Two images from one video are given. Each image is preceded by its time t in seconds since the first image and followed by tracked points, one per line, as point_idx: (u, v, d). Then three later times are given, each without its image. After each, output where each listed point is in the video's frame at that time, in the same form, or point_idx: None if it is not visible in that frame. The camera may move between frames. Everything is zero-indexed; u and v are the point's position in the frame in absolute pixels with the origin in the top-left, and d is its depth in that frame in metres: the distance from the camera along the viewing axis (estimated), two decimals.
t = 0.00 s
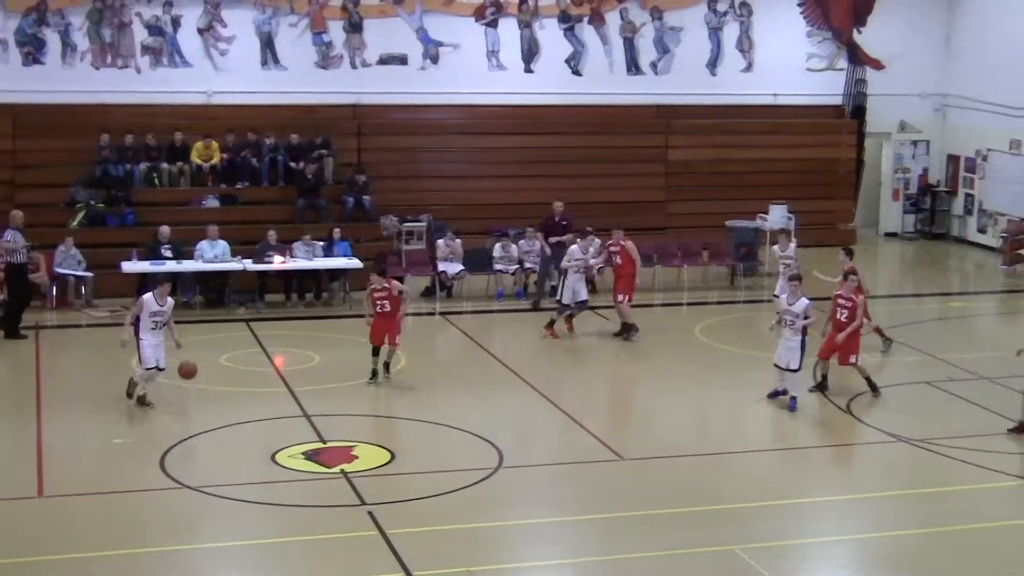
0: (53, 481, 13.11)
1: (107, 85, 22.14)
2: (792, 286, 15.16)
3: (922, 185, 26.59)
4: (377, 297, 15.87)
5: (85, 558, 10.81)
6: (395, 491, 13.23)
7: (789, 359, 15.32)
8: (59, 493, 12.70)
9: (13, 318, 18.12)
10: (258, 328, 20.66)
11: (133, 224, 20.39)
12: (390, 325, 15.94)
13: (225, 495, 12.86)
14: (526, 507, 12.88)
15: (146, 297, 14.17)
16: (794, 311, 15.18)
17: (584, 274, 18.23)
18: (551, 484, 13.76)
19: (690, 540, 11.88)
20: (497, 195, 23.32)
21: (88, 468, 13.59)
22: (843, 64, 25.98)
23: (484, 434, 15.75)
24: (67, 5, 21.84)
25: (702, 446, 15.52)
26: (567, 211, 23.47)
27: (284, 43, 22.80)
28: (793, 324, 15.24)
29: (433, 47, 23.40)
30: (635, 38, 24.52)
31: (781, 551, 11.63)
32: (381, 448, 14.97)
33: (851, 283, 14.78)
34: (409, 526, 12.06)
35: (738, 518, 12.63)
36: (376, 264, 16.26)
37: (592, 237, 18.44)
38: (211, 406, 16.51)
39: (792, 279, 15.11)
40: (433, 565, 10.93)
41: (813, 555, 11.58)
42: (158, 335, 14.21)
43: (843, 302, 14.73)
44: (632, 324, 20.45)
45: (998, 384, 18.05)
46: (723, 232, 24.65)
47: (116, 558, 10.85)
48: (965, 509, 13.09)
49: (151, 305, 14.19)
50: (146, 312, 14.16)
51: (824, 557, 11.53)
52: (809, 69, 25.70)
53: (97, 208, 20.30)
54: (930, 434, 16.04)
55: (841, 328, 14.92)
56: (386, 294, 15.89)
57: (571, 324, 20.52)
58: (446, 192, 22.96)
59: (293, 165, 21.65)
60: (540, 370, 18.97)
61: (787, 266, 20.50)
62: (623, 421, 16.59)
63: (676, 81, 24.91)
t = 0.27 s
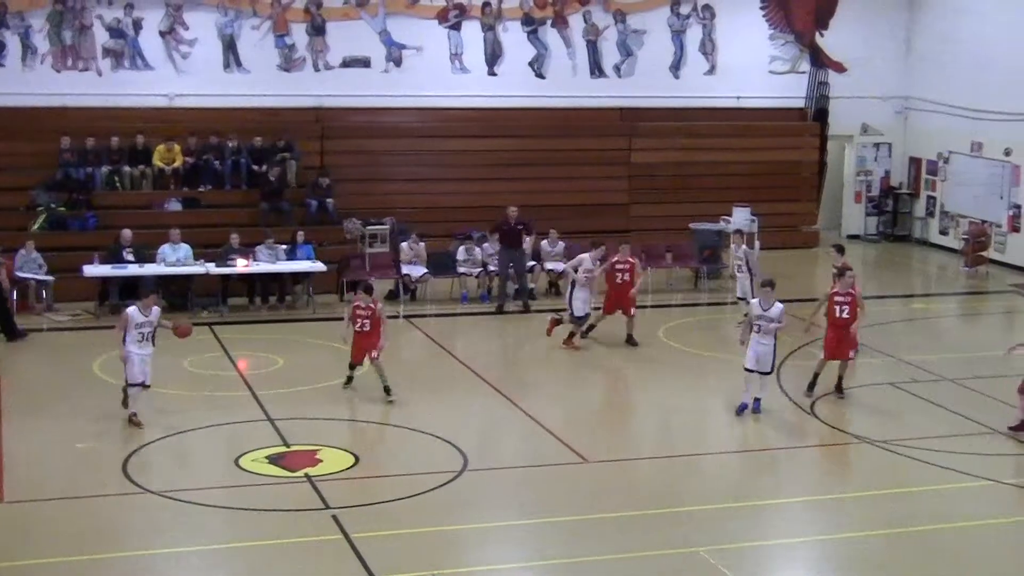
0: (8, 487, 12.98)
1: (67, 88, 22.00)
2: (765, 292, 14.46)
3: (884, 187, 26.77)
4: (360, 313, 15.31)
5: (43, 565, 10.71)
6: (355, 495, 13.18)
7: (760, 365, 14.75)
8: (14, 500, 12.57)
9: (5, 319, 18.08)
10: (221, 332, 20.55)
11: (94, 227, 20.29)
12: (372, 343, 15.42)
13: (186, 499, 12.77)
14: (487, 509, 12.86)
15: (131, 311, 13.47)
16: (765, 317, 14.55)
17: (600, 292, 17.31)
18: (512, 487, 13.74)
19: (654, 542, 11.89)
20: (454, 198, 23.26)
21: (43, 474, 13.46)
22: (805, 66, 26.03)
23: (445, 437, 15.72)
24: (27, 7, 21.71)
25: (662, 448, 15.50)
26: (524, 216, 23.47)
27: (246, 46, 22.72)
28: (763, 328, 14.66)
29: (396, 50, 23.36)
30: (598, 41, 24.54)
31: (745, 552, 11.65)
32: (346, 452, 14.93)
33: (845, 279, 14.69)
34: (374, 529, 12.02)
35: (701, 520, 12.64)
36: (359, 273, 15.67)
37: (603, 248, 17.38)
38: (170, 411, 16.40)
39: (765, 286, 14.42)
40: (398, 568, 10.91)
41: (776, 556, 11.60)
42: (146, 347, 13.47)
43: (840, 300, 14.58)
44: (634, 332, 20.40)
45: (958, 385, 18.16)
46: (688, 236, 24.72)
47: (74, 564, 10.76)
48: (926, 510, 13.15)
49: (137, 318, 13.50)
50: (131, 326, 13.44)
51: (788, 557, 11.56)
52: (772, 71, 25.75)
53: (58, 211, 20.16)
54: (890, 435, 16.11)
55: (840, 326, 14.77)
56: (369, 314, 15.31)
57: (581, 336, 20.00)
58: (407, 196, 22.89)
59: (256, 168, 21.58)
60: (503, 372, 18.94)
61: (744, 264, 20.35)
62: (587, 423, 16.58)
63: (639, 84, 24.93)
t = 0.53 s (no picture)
0: None
1: (27, 91, 21.81)
2: (733, 303, 14.37)
3: (847, 189, 26.78)
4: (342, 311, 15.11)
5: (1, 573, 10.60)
6: (317, 499, 13.12)
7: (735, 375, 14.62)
8: None
9: None
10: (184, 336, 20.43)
11: (55, 231, 20.15)
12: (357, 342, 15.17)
13: (148, 505, 12.68)
14: (451, 512, 12.83)
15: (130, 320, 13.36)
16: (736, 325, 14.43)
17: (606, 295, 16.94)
18: (474, 490, 13.70)
19: (619, 544, 11.89)
20: (418, 201, 23.20)
21: None
22: (767, 68, 26.10)
23: (406, 441, 15.66)
24: None
25: (623, 450, 15.49)
26: (486, 219, 23.49)
27: (207, 49, 22.62)
28: (737, 339, 14.52)
29: (358, 53, 23.31)
30: (561, 43, 24.55)
31: (711, 553, 11.66)
32: (312, 456, 14.85)
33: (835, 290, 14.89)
34: (339, 533, 11.99)
35: (666, 522, 12.63)
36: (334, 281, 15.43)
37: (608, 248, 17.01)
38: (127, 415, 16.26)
39: (733, 297, 14.31)
40: (364, 572, 10.89)
41: (742, 557, 11.60)
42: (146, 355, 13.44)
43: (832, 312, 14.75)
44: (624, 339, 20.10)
45: (921, 385, 18.24)
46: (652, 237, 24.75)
47: (33, 572, 10.66)
48: (890, 509, 13.19)
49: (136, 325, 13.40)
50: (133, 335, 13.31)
51: (755, 558, 11.57)
52: (734, 74, 25.82)
53: (18, 216, 19.99)
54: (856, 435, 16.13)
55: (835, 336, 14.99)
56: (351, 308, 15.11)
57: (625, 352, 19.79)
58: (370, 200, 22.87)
59: (218, 172, 21.47)
60: (467, 375, 18.90)
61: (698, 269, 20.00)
62: (551, 426, 16.54)
63: (602, 86, 24.95)
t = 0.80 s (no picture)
0: None
1: None
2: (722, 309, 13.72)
3: (811, 188, 26.91)
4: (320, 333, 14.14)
5: None
6: (280, 501, 13.09)
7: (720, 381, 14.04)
8: None
9: None
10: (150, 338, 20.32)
11: (18, 234, 19.85)
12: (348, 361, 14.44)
13: (107, 508, 12.60)
14: (414, 512, 12.82)
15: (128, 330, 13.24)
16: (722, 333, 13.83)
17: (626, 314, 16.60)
18: (438, 491, 13.67)
19: (583, 544, 11.89)
20: (382, 202, 23.15)
21: None
22: (733, 68, 26.15)
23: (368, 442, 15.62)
24: None
25: (584, 450, 15.47)
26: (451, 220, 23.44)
27: (171, 50, 22.57)
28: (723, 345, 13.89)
29: (323, 54, 23.30)
30: (526, 44, 24.55)
31: (679, 552, 11.67)
32: (278, 458, 14.78)
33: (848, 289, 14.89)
34: (303, 535, 11.96)
35: (630, 521, 12.63)
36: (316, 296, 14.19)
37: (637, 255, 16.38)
38: (85, 417, 16.14)
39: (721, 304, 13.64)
40: (328, 573, 10.87)
41: (709, 556, 11.62)
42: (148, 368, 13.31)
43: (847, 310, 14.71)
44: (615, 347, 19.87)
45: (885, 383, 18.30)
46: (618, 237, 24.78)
47: None
48: (855, 507, 13.21)
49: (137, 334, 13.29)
50: (131, 348, 13.17)
51: (719, 558, 11.58)
52: (700, 73, 25.89)
53: None
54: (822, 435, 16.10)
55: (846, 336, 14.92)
56: (332, 331, 14.17)
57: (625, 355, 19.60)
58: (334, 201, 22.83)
59: (183, 173, 21.39)
60: (433, 376, 18.87)
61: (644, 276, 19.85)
62: (516, 427, 16.51)
63: (567, 86, 24.98)
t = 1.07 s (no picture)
0: None
1: None
2: (715, 314, 13.80)
3: (775, 187, 26.96)
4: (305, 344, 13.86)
5: None
6: (239, 502, 13.00)
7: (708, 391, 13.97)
8: None
9: None
10: (113, 340, 20.17)
11: None
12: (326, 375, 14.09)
13: (63, 512, 12.47)
14: (375, 513, 12.76)
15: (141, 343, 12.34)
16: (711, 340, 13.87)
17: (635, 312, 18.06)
18: (399, 491, 13.61)
19: (548, 543, 11.88)
20: (344, 203, 23.11)
21: None
22: (695, 67, 26.24)
23: (333, 443, 15.53)
24: None
25: (543, 450, 15.45)
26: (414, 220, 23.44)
27: (133, 51, 22.47)
28: (711, 352, 13.89)
29: (286, 54, 23.25)
30: (489, 44, 24.54)
31: (644, 552, 11.66)
32: (241, 459, 14.67)
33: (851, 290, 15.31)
34: (267, 536, 11.90)
35: (593, 521, 12.61)
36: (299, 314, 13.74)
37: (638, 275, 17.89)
38: (41, 421, 15.97)
39: (715, 308, 13.75)
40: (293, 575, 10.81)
41: (674, 555, 11.61)
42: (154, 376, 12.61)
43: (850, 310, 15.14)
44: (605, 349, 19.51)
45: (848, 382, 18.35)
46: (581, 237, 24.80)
47: None
48: (818, 505, 13.22)
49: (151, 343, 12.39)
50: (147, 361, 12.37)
51: (684, 557, 11.57)
52: (662, 73, 25.96)
53: None
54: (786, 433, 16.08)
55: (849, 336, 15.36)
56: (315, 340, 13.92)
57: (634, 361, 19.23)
58: (297, 201, 22.77)
59: (145, 174, 21.25)
60: (397, 377, 18.81)
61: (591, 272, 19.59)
62: (479, 427, 16.46)
63: (530, 86, 24.98)
